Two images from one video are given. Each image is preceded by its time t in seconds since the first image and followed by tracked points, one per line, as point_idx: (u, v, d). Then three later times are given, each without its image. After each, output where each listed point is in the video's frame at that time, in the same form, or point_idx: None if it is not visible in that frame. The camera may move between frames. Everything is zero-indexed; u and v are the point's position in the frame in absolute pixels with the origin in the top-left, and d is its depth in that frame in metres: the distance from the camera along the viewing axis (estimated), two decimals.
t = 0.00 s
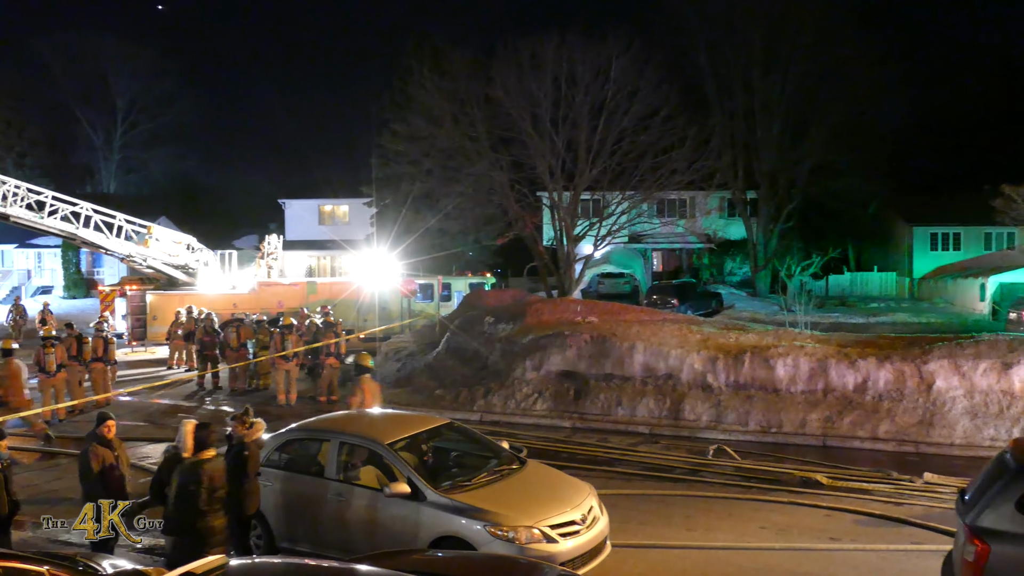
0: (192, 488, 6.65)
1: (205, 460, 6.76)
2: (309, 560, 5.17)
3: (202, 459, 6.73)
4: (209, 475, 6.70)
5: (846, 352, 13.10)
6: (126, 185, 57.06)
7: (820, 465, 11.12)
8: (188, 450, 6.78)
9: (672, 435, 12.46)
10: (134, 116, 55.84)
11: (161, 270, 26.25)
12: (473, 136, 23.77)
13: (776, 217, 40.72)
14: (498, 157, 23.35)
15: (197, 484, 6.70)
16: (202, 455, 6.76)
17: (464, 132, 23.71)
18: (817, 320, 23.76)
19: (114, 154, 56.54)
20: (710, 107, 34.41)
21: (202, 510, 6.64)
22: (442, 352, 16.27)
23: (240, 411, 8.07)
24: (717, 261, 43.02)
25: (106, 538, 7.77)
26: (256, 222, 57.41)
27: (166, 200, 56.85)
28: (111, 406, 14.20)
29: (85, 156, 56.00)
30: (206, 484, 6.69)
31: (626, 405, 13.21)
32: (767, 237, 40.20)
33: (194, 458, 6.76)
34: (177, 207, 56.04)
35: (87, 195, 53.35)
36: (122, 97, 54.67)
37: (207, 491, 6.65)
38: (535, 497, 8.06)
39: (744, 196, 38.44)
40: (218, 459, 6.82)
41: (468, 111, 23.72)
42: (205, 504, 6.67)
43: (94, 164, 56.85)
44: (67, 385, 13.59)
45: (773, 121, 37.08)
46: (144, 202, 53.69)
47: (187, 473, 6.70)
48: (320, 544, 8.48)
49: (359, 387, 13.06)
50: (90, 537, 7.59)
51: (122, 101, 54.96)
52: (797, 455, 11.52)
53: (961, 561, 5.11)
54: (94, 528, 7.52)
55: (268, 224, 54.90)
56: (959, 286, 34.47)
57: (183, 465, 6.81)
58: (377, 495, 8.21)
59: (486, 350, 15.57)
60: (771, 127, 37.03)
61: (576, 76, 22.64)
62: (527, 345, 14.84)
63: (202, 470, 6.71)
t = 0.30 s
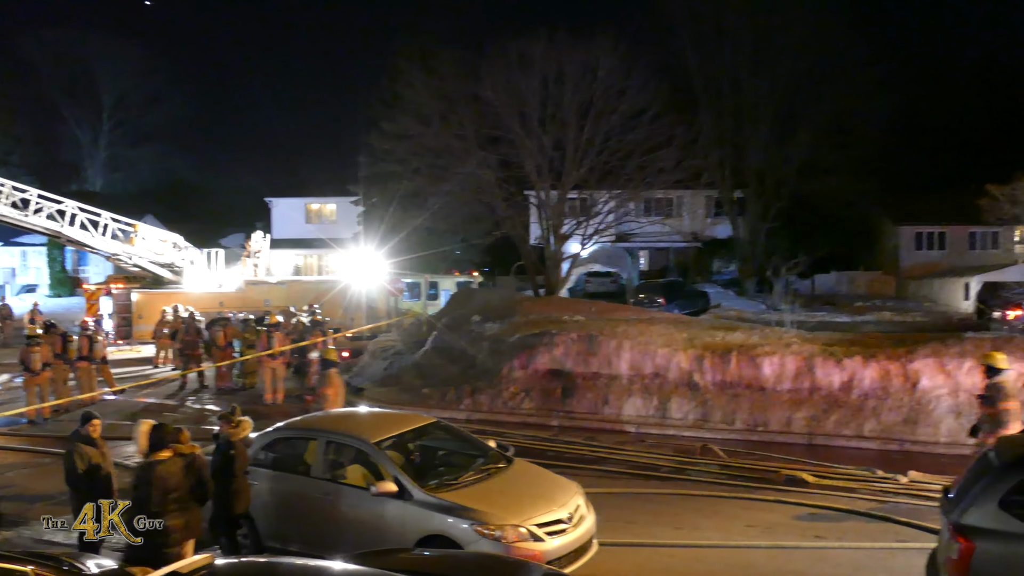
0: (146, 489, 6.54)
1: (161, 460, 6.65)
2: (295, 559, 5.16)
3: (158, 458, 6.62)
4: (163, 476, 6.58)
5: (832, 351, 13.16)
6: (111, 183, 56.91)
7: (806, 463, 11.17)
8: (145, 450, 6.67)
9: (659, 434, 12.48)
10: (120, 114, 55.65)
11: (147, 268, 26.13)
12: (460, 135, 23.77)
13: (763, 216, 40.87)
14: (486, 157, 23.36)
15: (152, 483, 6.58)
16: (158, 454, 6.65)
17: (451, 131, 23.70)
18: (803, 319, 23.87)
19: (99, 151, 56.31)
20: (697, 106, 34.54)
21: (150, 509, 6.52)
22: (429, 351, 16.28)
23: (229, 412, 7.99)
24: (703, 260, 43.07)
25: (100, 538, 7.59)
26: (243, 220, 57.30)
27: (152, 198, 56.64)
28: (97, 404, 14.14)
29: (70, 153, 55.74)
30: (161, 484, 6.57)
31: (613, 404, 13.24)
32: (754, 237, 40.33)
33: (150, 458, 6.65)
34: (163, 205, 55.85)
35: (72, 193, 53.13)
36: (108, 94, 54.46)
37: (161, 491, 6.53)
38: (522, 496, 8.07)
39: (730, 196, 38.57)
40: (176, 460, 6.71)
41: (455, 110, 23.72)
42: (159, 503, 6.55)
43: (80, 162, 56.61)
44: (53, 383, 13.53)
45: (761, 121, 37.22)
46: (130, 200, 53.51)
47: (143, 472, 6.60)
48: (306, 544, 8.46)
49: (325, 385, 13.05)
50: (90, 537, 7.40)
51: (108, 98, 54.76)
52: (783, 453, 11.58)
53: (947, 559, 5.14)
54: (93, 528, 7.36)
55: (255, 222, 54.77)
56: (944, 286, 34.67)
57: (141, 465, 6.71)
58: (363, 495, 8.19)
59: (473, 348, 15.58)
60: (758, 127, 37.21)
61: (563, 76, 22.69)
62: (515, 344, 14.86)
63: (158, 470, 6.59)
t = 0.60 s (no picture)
0: (99, 484, 6.52)
1: (119, 455, 6.62)
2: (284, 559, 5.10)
3: (114, 453, 6.58)
4: (118, 471, 6.56)
5: (818, 350, 13.22)
6: (96, 181, 56.73)
7: (791, 462, 11.22)
8: (102, 443, 6.63)
9: (644, 433, 12.52)
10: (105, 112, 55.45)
11: (132, 267, 26.04)
12: (446, 134, 23.74)
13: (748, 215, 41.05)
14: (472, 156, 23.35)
15: (107, 478, 6.56)
16: (115, 449, 6.61)
17: (437, 130, 23.65)
18: (790, 318, 23.95)
19: (84, 150, 56.09)
20: (683, 106, 34.66)
21: (140, 512, 6.68)
22: (415, 350, 16.29)
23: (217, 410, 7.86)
24: (690, 259, 43.23)
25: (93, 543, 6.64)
26: (229, 219, 57.17)
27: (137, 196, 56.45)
28: (82, 404, 14.08)
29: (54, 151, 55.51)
30: (116, 479, 6.56)
31: (599, 403, 13.27)
32: (740, 236, 40.49)
33: (106, 451, 6.60)
34: (148, 203, 55.67)
35: (57, 191, 52.88)
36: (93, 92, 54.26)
37: (116, 486, 6.51)
38: (509, 494, 8.07)
39: (716, 195, 38.68)
40: (136, 456, 6.71)
41: (442, 109, 23.69)
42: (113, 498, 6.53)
43: (64, 160, 56.38)
44: (37, 383, 13.47)
45: (748, 120, 37.35)
46: (115, 198, 53.28)
47: (99, 466, 6.58)
48: (291, 543, 8.45)
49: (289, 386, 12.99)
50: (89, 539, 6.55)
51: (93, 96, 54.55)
52: (768, 451, 11.62)
53: (930, 556, 5.19)
54: (93, 528, 6.50)
55: (241, 221, 54.66)
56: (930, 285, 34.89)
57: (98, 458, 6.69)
58: (349, 494, 8.17)
59: (460, 347, 15.59)
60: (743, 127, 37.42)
61: (550, 75, 22.71)
62: (501, 343, 14.88)
63: (113, 465, 6.56)
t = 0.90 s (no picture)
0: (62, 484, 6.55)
1: (82, 454, 6.64)
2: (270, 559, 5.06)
3: (77, 453, 6.60)
4: (81, 470, 6.58)
5: (803, 349, 13.27)
6: (80, 179, 56.43)
7: (777, 460, 11.26)
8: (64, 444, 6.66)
9: (631, 431, 12.55)
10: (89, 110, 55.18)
11: (117, 266, 25.90)
12: (433, 132, 23.71)
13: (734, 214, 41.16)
14: (459, 154, 23.33)
15: (69, 478, 6.59)
16: (78, 448, 6.63)
17: (424, 128, 23.60)
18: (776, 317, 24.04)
19: (68, 148, 55.77)
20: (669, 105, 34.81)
21: (139, 510, 6.65)
22: (402, 349, 16.29)
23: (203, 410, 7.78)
24: (676, 258, 43.33)
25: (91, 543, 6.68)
26: (214, 218, 56.96)
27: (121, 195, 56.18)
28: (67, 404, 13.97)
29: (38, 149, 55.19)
30: (79, 479, 6.59)
31: (585, 402, 13.29)
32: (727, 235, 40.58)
33: (68, 452, 6.63)
34: (133, 202, 55.40)
35: (41, 189, 52.55)
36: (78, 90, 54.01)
37: (78, 486, 6.54)
38: (495, 493, 8.07)
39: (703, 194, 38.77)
40: (100, 456, 6.74)
41: (428, 108, 23.67)
42: (76, 498, 6.58)
43: (49, 158, 56.06)
44: (20, 382, 13.34)
45: (735, 119, 37.48)
46: (99, 196, 53.00)
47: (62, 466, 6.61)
48: (278, 543, 8.43)
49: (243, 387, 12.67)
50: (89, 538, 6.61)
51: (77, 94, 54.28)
52: (754, 450, 11.66)
53: (914, 555, 5.22)
54: (93, 527, 6.56)
55: (227, 220, 54.46)
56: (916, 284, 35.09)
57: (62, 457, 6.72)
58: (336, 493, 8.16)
59: (447, 346, 15.58)
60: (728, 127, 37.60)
61: (536, 74, 22.75)
62: (488, 342, 14.87)
63: (76, 464, 6.59)
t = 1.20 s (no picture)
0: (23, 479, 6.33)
1: (45, 449, 6.41)
2: (256, 558, 5.03)
3: (40, 448, 6.38)
4: (43, 465, 6.36)
5: (790, 349, 13.31)
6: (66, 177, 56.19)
7: (764, 459, 11.30)
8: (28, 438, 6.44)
9: (618, 431, 12.58)
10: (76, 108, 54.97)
11: (103, 265, 25.81)
12: (420, 131, 23.67)
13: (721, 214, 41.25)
14: (447, 154, 23.31)
15: (32, 474, 6.38)
16: (42, 443, 6.41)
17: (411, 127, 23.56)
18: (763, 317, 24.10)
19: (54, 147, 55.52)
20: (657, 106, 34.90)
21: (139, 511, 6.73)
22: (390, 349, 16.28)
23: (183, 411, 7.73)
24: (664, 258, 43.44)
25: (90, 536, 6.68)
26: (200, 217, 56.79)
27: (106, 193, 55.98)
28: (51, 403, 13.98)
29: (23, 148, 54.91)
30: (42, 475, 6.37)
31: (573, 402, 13.31)
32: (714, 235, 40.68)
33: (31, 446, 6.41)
34: (118, 200, 55.20)
35: (25, 188, 52.29)
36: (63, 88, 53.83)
37: (40, 481, 6.33)
38: (482, 492, 8.07)
39: (691, 194, 38.85)
40: (65, 450, 6.52)
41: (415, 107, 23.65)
42: (38, 494, 6.36)
43: (34, 157, 55.77)
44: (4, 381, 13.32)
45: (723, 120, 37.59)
46: (85, 195, 52.78)
47: (25, 461, 6.39)
48: (263, 542, 8.41)
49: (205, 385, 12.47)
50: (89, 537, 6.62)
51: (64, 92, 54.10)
52: (741, 449, 11.70)
53: (899, 552, 5.21)
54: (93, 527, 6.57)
55: (213, 219, 54.30)
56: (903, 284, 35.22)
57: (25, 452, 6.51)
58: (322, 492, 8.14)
59: (434, 345, 15.59)
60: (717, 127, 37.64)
61: (523, 73, 22.78)
62: (475, 341, 14.86)
63: (38, 460, 6.36)
